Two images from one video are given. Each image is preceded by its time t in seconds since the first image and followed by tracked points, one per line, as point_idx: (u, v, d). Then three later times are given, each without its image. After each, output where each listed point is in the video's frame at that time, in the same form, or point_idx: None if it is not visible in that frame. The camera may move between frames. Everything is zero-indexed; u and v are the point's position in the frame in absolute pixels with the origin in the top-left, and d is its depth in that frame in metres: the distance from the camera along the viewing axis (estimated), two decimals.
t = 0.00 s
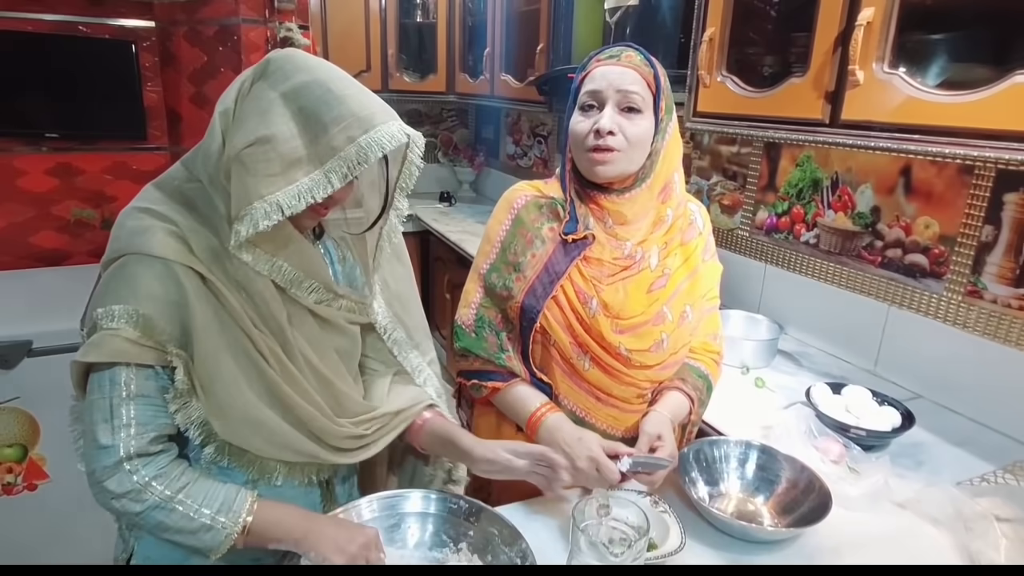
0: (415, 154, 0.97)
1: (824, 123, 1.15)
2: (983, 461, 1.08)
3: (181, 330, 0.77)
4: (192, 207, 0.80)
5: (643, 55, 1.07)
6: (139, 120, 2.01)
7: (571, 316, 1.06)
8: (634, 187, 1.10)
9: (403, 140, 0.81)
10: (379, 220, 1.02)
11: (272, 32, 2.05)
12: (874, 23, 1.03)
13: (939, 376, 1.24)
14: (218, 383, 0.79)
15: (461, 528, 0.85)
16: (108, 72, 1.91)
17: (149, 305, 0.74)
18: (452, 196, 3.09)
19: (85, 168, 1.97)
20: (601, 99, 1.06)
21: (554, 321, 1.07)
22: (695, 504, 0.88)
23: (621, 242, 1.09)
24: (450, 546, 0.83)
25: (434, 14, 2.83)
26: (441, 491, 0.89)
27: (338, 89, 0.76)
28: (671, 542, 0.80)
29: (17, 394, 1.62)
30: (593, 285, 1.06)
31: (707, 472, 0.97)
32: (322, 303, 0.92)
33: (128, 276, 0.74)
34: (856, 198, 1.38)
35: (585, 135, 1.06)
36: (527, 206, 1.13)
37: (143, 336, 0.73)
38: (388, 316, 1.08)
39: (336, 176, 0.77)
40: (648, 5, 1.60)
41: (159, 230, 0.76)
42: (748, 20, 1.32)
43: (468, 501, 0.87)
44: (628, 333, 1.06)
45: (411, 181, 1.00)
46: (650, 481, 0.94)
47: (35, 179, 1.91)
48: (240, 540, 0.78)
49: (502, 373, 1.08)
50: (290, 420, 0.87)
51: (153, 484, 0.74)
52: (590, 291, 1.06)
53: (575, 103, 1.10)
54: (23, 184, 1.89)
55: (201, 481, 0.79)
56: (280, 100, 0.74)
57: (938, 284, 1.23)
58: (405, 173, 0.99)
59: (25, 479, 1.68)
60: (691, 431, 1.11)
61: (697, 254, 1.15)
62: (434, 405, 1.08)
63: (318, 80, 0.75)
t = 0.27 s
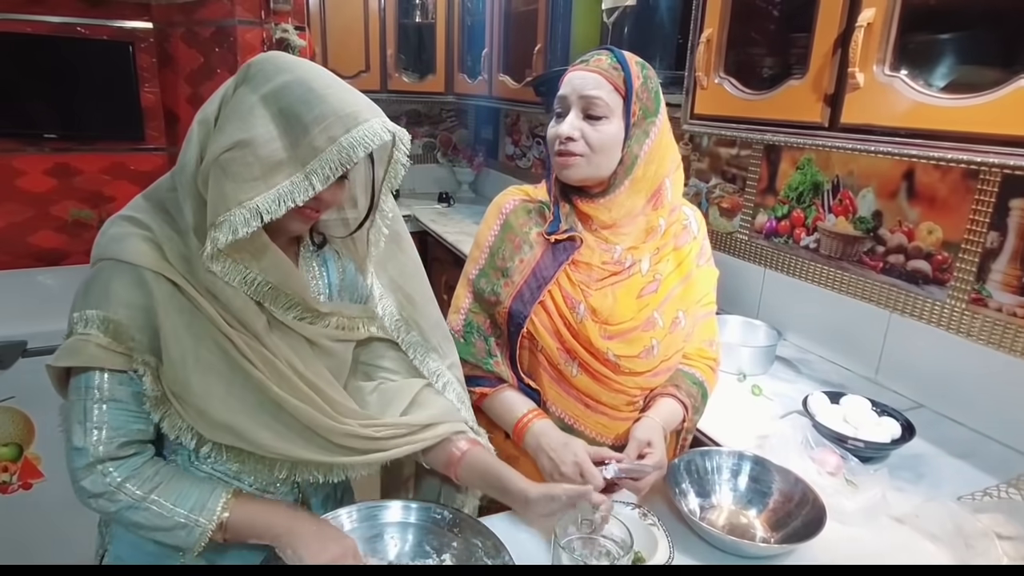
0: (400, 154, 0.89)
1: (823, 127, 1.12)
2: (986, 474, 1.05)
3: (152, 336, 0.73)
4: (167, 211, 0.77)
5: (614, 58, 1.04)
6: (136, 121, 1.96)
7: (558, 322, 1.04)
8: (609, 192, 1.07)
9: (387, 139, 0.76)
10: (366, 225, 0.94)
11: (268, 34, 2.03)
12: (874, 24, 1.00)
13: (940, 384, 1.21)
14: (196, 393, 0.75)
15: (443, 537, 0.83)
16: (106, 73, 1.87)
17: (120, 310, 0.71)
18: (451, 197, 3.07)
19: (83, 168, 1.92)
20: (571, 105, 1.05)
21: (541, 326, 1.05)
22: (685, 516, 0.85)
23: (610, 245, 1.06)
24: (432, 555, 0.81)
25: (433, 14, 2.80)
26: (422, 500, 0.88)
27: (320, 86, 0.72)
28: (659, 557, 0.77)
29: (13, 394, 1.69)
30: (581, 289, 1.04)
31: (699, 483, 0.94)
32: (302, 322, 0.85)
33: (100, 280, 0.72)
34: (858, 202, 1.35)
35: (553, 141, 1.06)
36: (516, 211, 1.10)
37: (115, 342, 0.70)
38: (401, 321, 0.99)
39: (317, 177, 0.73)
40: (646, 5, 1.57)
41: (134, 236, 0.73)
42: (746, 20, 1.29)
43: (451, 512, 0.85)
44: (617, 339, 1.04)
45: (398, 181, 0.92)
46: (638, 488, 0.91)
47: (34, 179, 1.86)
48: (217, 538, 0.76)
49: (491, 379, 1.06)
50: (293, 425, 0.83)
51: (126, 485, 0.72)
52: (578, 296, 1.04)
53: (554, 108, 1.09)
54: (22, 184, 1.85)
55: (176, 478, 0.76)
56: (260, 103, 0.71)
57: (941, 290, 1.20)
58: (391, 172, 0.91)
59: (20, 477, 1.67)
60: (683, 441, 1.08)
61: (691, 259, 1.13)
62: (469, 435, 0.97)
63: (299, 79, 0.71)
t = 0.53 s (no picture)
0: (389, 147, 0.86)
1: (823, 126, 1.10)
2: (990, 480, 1.03)
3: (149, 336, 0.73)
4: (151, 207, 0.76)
5: (613, 59, 1.01)
6: (136, 120, 1.92)
7: (551, 322, 1.03)
8: (604, 194, 1.05)
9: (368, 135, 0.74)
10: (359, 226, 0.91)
11: (268, 33, 2.07)
12: (875, 21, 0.98)
13: (942, 388, 1.18)
14: (186, 394, 0.74)
15: (432, 539, 0.82)
16: (108, 75, 1.85)
17: (112, 307, 0.70)
18: (451, 196, 3.05)
19: (84, 167, 1.89)
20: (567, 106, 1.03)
21: (533, 327, 1.03)
22: (678, 521, 0.84)
23: (606, 245, 1.04)
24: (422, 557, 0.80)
25: (434, 13, 2.79)
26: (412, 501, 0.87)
27: (301, 82, 0.70)
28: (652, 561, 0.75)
29: (14, 392, 1.56)
30: (575, 290, 1.02)
31: (693, 487, 0.92)
32: (291, 325, 0.84)
33: (89, 279, 0.71)
34: (860, 202, 1.33)
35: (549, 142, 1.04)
36: (512, 210, 1.09)
37: (109, 339, 0.70)
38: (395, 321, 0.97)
39: (300, 177, 0.71)
40: (645, 3, 1.55)
41: (120, 234, 0.72)
42: (747, 17, 1.27)
43: (443, 514, 0.84)
44: (610, 340, 1.02)
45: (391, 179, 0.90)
46: (628, 494, 0.90)
47: (38, 177, 1.84)
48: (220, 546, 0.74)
49: (483, 377, 1.06)
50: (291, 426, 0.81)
51: (135, 483, 0.71)
52: (572, 296, 1.03)
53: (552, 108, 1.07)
54: (27, 182, 1.83)
55: (184, 482, 0.74)
56: (241, 101, 0.69)
57: (945, 293, 1.18)
58: (382, 169, 0.89)
59: (22, 473, 1.62)
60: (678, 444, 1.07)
61: (688, 261, 1.11)
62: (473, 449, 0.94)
63: (280, 75, 0.70)
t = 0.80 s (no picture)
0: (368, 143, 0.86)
1: (826, 122, 1.09)
2: (992, 480, 1.02)
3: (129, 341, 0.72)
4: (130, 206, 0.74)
5: (614, 53, 1.01)
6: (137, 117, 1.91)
7: (550, 319, 1.02)
8: (605, 190, 1.04)
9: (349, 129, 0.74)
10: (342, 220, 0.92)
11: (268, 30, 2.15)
12: (879, 15, 0.97)
13: (946, 387, 1.17)
14: (168, 394, 0.74)
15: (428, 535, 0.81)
16: (108, 70, 1.84)
17: (90, 311, 0.70)
18: (452, 194, 3.05)
19: (86, 164, 1.88)
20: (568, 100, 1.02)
21: (532, 323, 1.03)
22: (676, 518, 0.83)
23: (605, 242, 1.04)
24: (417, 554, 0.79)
25: (436, 10, 2.78)
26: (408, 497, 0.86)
27: (278, 75, 0.69)
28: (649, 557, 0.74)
29: (14, 386, 1.56)
30: (574, 287, 1.01)
31: (690, 485, 0.92)
32: (280, 317, 0.84)
33: (65, 282, 0.70)
34: (863, 200, 1.32)
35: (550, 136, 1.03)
36: (512, 204, 1.07)
37: (90, 343, 0.70)
38: (377, 312, 0.98)
39: (277, 176, 0.71)
40: None
41: (98, 235, 0.71)
42: (749, 13, 1.26)
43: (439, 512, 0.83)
44: (609, 338, 1.01)
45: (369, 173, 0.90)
46: (628, 489, 0.91)
47: (39, 175, 1.84)
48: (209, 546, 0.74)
49: (483, 374, 1.05)
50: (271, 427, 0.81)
51: (119, 488, 0.71)
52: (571, 293, 1.02)
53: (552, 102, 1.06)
54: (27, 179, 1.83)
55: (169, 486, 0.75)
56: (215, 96, 0.68)
57: (949, 291, 1.17)
58: (360, 165, 0.89)
59: (22, 469, 1.58)
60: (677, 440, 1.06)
61: (689, 259, 1.10)
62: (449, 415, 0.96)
63: (256, 69, 0.69)
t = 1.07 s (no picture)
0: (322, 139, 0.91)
1: (834, 113, 1.05)
2: (1006, 484, 0.98)
3: (100, 347, 0.76)
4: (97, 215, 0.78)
5: (608, 44, 0.98)
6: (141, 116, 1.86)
7: (546, 315, 1.00)
8: (602, 184, 1.01)
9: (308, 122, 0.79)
10: (301, 207, 0.99)
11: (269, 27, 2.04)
12: (889, 2, 0.94)
13: (960, 387, 1.13)
14: (142, 388, 0.78)
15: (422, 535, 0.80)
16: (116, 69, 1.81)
17: (62, 324, 0.73)
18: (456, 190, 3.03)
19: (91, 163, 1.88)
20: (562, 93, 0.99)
21: (527, 319, 1.00)
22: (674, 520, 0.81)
23: (602, 237, 1.00)
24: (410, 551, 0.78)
25: (439, 6, 2.75)
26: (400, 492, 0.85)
27: (231, 71, 0.72)
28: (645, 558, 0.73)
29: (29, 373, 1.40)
30: (571, 283, 0.99)
31: (689, 485, 0.89)
32: (254, 300, 0.93)
33: (34, 298, 0.73)
34: (874, 194, 1.28)
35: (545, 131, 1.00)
36: (506, 203, 1.05)
37: (62, 356, 0.73)
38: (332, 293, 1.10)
39: (235, 176, 0.75)
40: None
41: (63, 247, 0.75)
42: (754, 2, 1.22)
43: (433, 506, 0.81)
44: (606, 335, 0.98)
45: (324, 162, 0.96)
46: (626, 488, 0.88)
47: (49, 173, 1.83)
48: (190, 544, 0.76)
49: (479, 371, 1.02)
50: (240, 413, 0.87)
51: (89, 500, 0.74)
52: (568, 289, 0.99)
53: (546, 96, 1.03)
54: (39, 177, 1.81)
55: (141, 488, 0.77)
56: (168, 94, 0.71)
57: (963, 289, 1.12)
58: (314, 156, 0.94)
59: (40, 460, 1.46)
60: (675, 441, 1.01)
61: (690, 254, 1.05)
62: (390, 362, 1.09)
63: (207, 66, 0.72)
